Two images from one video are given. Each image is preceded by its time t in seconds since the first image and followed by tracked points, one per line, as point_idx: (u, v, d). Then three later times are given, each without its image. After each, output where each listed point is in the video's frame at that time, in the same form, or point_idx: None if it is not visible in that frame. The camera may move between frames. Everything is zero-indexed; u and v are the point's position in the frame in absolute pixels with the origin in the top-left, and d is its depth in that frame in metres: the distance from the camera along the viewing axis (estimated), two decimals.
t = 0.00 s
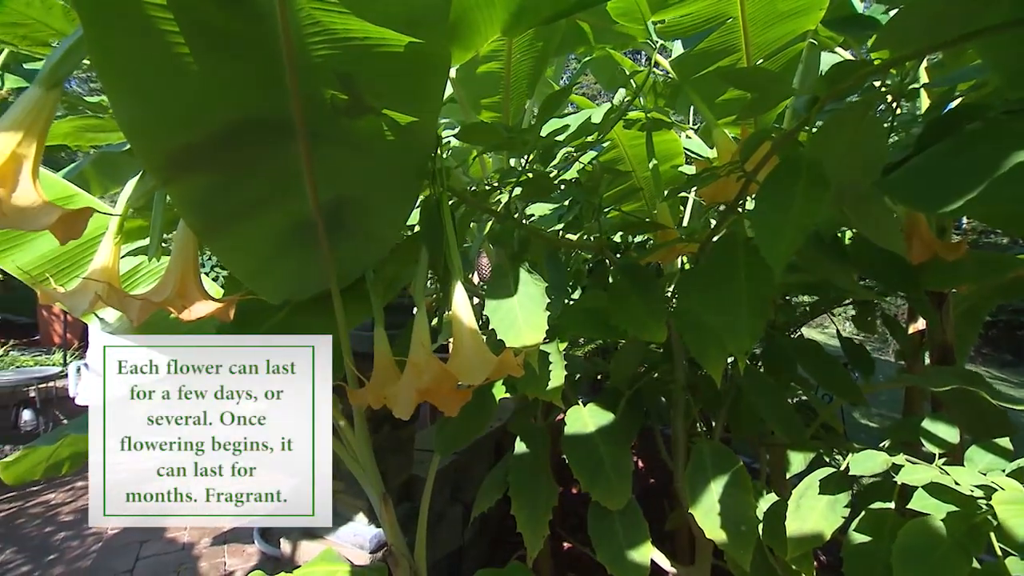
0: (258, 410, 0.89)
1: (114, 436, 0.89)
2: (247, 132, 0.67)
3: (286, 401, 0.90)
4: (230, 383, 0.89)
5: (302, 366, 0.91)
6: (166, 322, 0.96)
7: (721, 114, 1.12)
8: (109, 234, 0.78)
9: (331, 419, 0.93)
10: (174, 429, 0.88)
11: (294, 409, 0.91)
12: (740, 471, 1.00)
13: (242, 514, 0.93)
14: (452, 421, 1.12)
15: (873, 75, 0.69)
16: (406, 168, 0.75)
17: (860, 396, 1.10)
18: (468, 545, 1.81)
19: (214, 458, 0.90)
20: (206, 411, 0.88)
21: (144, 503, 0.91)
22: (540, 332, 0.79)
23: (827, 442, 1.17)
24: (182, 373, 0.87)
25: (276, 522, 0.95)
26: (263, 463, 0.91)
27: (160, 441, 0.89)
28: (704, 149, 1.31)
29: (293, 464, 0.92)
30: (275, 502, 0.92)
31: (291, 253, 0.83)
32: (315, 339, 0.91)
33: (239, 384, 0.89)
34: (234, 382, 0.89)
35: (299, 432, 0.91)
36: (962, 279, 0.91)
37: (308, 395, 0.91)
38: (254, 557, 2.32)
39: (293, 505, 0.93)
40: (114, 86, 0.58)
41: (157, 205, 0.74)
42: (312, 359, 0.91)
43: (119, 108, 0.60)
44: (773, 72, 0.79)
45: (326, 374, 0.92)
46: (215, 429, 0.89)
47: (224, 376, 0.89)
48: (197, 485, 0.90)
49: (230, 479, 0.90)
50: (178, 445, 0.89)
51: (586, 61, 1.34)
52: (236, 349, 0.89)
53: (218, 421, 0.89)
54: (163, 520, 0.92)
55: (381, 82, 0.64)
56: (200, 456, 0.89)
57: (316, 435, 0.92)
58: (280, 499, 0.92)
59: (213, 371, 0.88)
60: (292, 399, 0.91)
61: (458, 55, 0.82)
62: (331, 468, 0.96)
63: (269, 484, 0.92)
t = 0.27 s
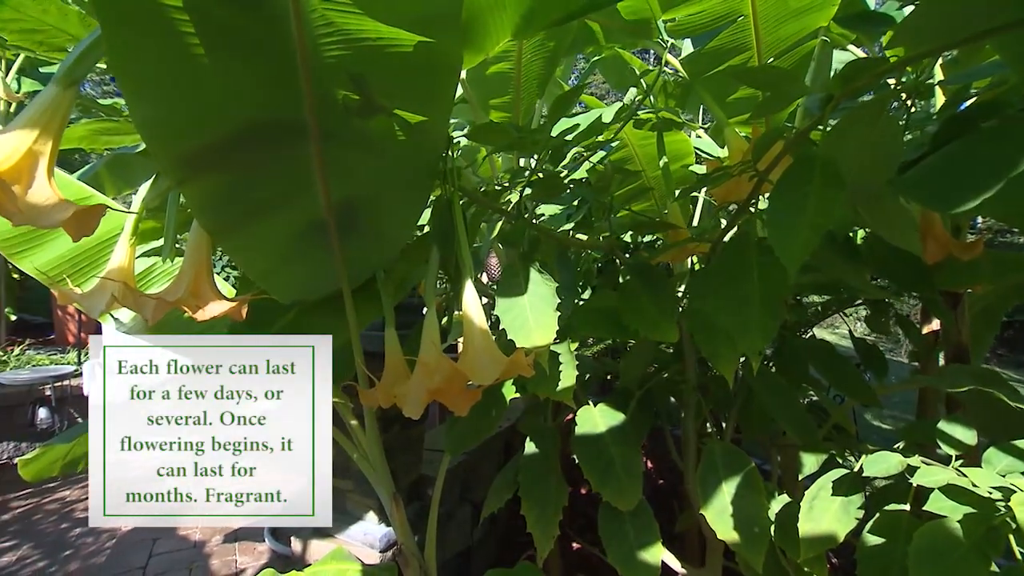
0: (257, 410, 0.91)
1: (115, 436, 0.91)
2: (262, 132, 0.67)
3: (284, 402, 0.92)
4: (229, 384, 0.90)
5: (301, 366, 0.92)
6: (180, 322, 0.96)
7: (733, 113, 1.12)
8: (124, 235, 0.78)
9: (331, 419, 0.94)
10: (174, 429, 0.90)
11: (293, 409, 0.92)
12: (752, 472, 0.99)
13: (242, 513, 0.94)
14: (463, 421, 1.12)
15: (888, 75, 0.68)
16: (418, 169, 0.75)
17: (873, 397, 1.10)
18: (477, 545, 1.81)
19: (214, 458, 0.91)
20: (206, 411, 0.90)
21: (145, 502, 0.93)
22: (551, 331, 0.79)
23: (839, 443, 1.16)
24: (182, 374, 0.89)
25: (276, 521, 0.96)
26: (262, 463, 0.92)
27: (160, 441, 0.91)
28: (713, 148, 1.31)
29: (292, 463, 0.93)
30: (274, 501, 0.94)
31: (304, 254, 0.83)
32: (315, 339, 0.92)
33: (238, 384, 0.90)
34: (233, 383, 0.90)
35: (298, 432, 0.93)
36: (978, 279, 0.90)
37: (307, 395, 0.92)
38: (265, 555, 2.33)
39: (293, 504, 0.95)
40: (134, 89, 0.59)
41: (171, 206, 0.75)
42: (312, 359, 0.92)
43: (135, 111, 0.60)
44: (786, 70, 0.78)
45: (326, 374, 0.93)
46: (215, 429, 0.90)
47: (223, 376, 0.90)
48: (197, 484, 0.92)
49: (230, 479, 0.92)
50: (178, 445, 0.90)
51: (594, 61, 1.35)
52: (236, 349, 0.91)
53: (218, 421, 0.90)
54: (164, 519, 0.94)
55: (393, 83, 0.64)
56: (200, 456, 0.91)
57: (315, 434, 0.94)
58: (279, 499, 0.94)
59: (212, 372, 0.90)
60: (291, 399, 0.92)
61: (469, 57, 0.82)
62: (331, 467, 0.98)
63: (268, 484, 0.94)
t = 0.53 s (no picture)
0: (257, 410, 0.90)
1: (114, 436, 0.89)
2: (276, 133, 0.68)
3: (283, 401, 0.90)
4: (228, 383, 0.89)
5: (299, 366, 0.91)
6: (195, 322, 0.97)
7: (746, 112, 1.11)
8: (141, 235, 0.79)
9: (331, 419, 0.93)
10: (174, 429, 0.88)
11: (293, 409, 0.91)
12: (765, 473, 0.99)
13: (241, 515, 0.92)
14: (474, 421, 1.12)
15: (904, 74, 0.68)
16: (431, 169, 0.75)
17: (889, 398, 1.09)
18: (488, 544, 1.81)
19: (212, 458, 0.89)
20: (205, 411, 0.88)
21: (143, 504, 0.91)
22: (564, 331, 0.79)
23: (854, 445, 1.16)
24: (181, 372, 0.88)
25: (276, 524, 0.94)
26: (262, 463, 0.90)
27: (159, 441, 0.89)
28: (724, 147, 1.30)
29: (292, 464, 0.91)
30: (274, 502, 0.92)
31: (317, 254, 0.83)
32: (314, 339, 0.91)
33: (236, 384, 0.89)
34: (232, 382, 0.89)
35: (298, 432, 0.91)
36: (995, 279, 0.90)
37: (307, 395, 0.91)
38: (277, 553, 2.34)
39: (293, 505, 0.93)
40: (152, 90, 0.60)
41: (186, 207, 0.75)
42: (312, 359, 0.91)
43: (152, 111, 0.61)
44: (802, 69, 0.78)
45: (326, 375, 0.92)
46: (213, 429, 0.88)
47: (221, 375, 0.89)
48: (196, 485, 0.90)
49: (230, 479, 0.90)
50: (178, 445, 0.89)
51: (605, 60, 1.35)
52: (235, 349, 0.90)
53: (218, 421, 0.89)
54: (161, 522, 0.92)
55: (406, 84, 0.65)
56: (199, 456, 0.89)
57: (315, 434, 0.92)
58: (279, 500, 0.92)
59: (211, 371, 0.88)
60: (291, 399, 0.91)
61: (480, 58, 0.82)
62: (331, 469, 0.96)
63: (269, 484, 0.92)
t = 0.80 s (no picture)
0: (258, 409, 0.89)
1: (114, 437, 0.88)
2: (291, 135, 0.68)
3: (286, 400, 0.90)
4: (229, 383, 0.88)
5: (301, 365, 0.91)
6: (210, 321, 0.98)
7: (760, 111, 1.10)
8: (157, 235, 0.80)
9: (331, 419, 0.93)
10: (174, 429, 0.87)
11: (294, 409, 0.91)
12: (780, 475, 0.98)
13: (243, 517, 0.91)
14: (486, 421, 1.12)
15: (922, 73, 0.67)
16: (445, 170, 0.75)
17: (905, 400, 1.08)
18: (499, 544, 1.81)
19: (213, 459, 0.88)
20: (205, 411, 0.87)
21: (143, 505, 0.89)
22: (578, 331, 0.79)
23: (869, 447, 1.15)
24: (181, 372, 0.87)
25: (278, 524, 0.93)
26: (262, 463, 0.90)
27: (158, 442, 0.88)
28: (737, 145, 1.29)
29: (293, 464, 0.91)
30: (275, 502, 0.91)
31: (332, 256, 0.83)
32: (314, 339, 0.91)
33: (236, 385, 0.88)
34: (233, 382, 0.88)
35: (298, 432, 0.91)
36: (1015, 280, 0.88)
37: (307, 394, 0.91)
38: (288, 552, 2.36)
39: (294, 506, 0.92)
40: (170, 93, 0.60)
41: (201, 208, 0.76)
42: (313, 359, 0.91)
43: (169, 112, 0.61)
44: (818, 67, 0.77)
45: (325, 375, 0.92)
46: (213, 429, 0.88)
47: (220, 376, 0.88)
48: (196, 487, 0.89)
49: (230, 479, 0.89)
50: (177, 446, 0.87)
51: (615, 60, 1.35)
52: (235, 350, 0.89)
53: (218, 421, 0.88)
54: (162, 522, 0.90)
55: (419, 86, 0.65)
56: (199, 456, 0.88)
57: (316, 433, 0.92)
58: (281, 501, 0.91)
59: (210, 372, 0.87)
60: (293, 398, 0.91)
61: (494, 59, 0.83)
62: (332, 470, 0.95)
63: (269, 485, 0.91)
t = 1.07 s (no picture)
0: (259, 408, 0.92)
1: (115, 436, 0.91)
2: (306, 135, 0.68)
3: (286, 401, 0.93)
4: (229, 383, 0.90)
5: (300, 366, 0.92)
6: (224, 321, 0.98)
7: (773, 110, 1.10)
8: (172, 236, 0.81)
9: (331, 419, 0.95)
10: (174, 429, 0.89)
11: (293, 408, 0.93)
12: (793, 476, 0.97)
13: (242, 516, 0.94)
14: (497, 421, 1.12)
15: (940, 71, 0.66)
16: (458, 170, 0.76)
17: (921, 402, 1.07)
18: (509, 544, 1.81)
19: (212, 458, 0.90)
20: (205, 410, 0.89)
21: (141, 505, 0.93)
22: (590, 331, 0.79)
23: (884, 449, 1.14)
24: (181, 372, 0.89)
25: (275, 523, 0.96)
26: (262, 462, 0.92)
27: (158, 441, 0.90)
28: (749, 143, 1.29)
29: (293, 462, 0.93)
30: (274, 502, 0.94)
31: (345, 256, 0.83)
32: (314, 339, 0.92)
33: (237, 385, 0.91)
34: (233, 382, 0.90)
35: (298, 432, 0.93)
36: None
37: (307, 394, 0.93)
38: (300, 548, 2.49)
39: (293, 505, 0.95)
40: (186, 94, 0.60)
41: (215, 209, 0.77)
42: (312, 359, 0.92)
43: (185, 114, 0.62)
44: (833, 65, 0.76)
45: (325, 375, 0.92)
46: (214, 428, 0.90)
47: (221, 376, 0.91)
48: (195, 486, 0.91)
49: (230, 479, 0.91)
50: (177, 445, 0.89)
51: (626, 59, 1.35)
52: (235, 350, 0.92)
53: (218, 421, 0.90)
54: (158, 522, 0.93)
55: (431, 86, 0.65)
56: (199, 456, 0.90)
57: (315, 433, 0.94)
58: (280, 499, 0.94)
59: (210, 372, 0.90)
60: (292, 398, 0.93)
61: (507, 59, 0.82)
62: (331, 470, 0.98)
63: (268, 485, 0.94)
